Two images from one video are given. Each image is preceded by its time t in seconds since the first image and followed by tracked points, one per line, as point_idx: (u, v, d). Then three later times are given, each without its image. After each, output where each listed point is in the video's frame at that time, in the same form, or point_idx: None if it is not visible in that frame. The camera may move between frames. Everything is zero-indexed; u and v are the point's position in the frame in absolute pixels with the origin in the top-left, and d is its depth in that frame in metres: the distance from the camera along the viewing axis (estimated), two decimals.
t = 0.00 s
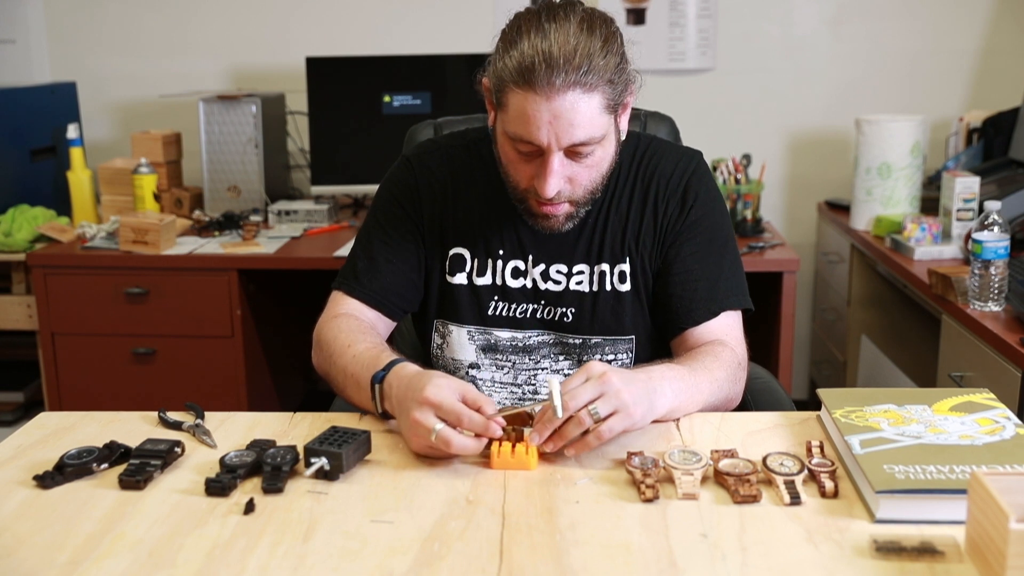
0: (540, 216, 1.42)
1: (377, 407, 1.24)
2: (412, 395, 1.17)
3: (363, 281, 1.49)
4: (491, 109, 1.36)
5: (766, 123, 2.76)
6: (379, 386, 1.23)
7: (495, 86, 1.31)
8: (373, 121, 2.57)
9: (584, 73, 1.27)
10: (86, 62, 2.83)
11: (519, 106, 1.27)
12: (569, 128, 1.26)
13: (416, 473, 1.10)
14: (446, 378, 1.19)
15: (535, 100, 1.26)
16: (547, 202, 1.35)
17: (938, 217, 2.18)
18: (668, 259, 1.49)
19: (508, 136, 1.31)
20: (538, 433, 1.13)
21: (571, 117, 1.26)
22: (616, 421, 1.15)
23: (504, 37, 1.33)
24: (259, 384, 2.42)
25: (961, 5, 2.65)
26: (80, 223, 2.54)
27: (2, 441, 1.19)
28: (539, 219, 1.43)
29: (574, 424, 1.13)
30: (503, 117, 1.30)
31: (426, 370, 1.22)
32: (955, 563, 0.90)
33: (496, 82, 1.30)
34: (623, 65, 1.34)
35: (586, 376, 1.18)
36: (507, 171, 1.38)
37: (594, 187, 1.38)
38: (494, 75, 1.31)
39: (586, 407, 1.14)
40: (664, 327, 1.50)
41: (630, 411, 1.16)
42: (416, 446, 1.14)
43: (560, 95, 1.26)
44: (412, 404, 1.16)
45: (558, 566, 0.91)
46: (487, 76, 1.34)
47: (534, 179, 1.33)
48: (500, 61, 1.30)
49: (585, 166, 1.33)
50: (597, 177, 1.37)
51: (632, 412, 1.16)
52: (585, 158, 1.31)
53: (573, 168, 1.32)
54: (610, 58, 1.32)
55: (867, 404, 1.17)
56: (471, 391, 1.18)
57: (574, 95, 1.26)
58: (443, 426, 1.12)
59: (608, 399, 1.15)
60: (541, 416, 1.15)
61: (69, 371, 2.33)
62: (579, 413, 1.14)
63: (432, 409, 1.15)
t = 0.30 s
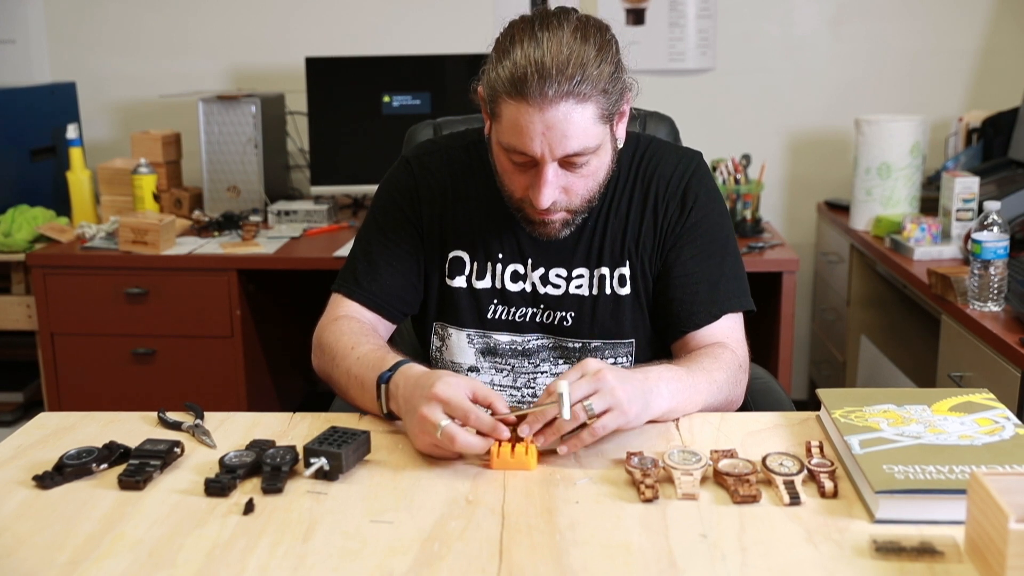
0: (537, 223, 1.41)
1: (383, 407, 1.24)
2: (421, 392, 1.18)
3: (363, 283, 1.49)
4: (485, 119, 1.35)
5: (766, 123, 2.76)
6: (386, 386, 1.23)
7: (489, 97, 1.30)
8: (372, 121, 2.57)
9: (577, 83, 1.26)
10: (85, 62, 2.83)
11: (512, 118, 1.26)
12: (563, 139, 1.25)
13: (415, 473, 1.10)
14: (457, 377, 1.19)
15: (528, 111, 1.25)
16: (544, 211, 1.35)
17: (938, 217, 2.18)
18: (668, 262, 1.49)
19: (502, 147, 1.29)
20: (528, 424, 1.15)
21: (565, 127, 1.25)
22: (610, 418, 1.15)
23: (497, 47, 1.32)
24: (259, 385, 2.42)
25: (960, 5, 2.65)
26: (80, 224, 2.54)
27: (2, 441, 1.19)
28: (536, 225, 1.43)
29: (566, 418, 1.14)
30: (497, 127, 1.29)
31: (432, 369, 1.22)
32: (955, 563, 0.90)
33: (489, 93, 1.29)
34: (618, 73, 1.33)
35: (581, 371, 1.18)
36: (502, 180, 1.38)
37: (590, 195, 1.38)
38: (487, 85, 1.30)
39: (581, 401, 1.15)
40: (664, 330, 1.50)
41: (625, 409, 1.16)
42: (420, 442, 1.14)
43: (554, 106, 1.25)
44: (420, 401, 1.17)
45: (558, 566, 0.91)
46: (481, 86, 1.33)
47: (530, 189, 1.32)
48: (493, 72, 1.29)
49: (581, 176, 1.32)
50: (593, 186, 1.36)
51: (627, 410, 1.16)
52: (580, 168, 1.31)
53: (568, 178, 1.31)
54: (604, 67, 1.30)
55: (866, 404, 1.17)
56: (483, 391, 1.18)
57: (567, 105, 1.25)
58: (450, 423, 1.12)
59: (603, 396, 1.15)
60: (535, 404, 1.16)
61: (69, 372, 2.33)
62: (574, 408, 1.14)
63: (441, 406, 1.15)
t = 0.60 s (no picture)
0: (534, 237, 1.41)
1: (385, 409, 1.24)
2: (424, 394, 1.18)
3: (363, 286, 1.50)
4: (481, 133, 1.35)
5: (765, 123, 2.76)
6: (388, 389, 1.23)
7: (484, 112, 1.30)
8: (372, 121, 2.57)
9: (573, 97, 1.26)
10: (85, 62, 2.83)
11: (508, 133, 1.25)
12: (558, 155, 1.25)
13: (415, 473, 1.10)
14: (461, 381, 1.20)
15: (523, 127, 1.24)
16: (541, 226, 1.35)
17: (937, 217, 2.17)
18: (669, 264, 1.49)
19: (497, 162, 1.30)
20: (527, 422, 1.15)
21: (560, 143, 1.25)
22: (610, 417, 1.15)
23: (492, 60, 1.31)
24: (258, 384, 2.41)
25: (960, 5, 2.65)
26: (79, 224, 2.54)
27: (1, 441, 1.19)
28: (534, 240, 1.42)
29: (565, 417, 1.15)
30: (493, 143, 1.29)
31: (437, 371, 1.23)
32: (954, 563, 0.90)
33: (484, 108, 1.29)
34: (614, 85, 1.32)
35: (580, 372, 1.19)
36: (499, 194, 1.38)
37: (587, 208, 1.38)
38: (482, 100, 1.30)
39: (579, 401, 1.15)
40: (666, 331, 1.50)
41: (624, 407, 1.16)
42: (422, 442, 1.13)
43: (549, 121, 1.24)
44: (426, 403, 1.17)
45: (557, 566, 0.91)
46: (476, 100, 1.33)
47: (526, 204, 1.32)
48: (487, 86, 1.29)
49: (577, 190, 1.32)
50: (589, 199, 1.36)
51: (626, 409, 1.16)
52: (576, 182, 1.31)
53: (564, 192, 1.31)
54: (600, 80, 1.30)
55: (865, 404, 1.17)
56: (486, 394, 1.18)
57: (563, 120, 1.25)
58: (455, 424, 1.12)
59: (602, 395, 1.16)
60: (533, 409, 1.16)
61: (68, 372, 2.33)
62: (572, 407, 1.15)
63: (446, 408, 1.15)
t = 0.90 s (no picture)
0: (531, 245, 1.42)
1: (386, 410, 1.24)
2: (421, 397, 1.18)
3: (362, 290, 1.50)
4: (479, 141, 1.34)
5: (764, 123, 2.76)
6: (388, 390, 1.24)
7: (482, 120, 1.30)
8: (370, 120, 2.57)
9: (570, 106, 1.26)
10: (84, 62, 2.83)
11: (505, 143, 1.25)
12: (556, 164, 1.25)
13: (414, 474, 1.10)
14: (460, 379, 1.19)
15: (521, 137, 1.24)
16: (538, 234, 1.35)
17: (937, 217, 2.17)
18: (668, 265, 1.49)
19: (495, 171, 1.29)
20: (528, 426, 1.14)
21: (558, 153, 1.25)
22: (611, 419, 1.15)
23: (489, 68, 1.31)
24: (258, 384, 2.41)
25: (958, 5, 2.65)
26: (78, 224, 2.54)
27: (1, 441, 1.19)
28: (530, 246, 1.42)
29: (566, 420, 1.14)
30: (490, 152, 1.29)
31: (437, 371, 1.23)
32: (953, 563, 0.90)
33: (481, 117, 1.29)
34: (611, 93, 1.32)
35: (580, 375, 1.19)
36: (496, 202, 1.38)
37: (585, 216, 1.38)
38: (479, 108, 1.29)
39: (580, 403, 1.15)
40: (666, 332, 1.51)
41: (625, 409, 1.16)
42: (423, 445, 1.14)
43: (547, 131, 1.24)
44: (424, 406, 1.16)
45: (556, 566, 0.91)
46: (473, 108, 1.33)
47: (524, 213, 1.32)
48: (484, 95, 1.28)
49: (575, 199, 1.32)
50: (587, 207, 1.36)
51: (627, 410, 1.16)
52: (574, 191, 1.31)
53: (562, 201, 1.31)
54: (598, 88, 1.30)
55: (864, 403, 1.17)
56: (485, 395, 1.18)
57: (560, 130, 1.25)
58: (454, 429, 1.12)
59: (602, 398, 1.16)
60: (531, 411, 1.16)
61: (67, 372, 2.33)
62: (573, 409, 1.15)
63: (446, 411, 1.15)
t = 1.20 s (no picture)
0: (526, 248, 1.42)
1: (382, 411, 1.24)
2: (410, 396, 1.18)
3: (359, 294, 1.50)
4: (470, 144, 1.34)
5: (764, 123, 2.76)
6: (381, 390, 1.23)
7: (471, 125, 1.30)
8: (370, 119, 2.57)
9: (559, 109, 1.25)
10: (84, 62, 2.83)
11: (495, 147, 1.25)
12: (546, 167, 1.25)
13: (413, 474, 1.10)
14: (445, 378, 1.19)
15: (510, 140, 1.24)
16: (532, 237, 1.35)
17: (937, 217, 2.17)
18: (665, 264, 1.49)
19: (486, 174, 1.29)
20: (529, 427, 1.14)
21: (548, 155, 1.25)
22: (614, 422, 1.15)
23: (477, 73, 1.31)
24: (258, 384, 2.41)
25: (959, 5, 2.65)
26: (78, 224, 2.54)
27: (1, 441, 1.19)
28: (525, 250, 1.42)
29: (569, 422, 1.13)
30: (481, 156, 1.29)
31: (425, 369, 1.22)
32: (953, 563, 0.90)
33: (471, 121, 1.29)
34: (599, 93, 1.32)
35: (584, 374, 1.18)
36: (490, 205, 1.38)
37: (579, 216, 1.38)
38: (469, 113, 1.29)
39: (584, 405, 1.14)
40: (665, 330, 1.51)
41: (628, 412, 1.16)
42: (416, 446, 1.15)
43: (535, 134, 1.24)
44: (410, 407, 1.17)
45: (556, 566, 0.91)
46: (463, 113, 1.33)
47: (517, 216, 1.32)
48: (473, 99, 1.28)
49: (568, 200, 1.32)
50: (581, 208, 1.36)
51: (630, 413, 1.16)
52: (566, 193, 1.30)
53: (555, 203, 1.31)
54: (586, 89, 1.29)
55: (864, 403, 1.17)
56: (471, 392, 1.18)
57: (549, 132, 1.24)
58: (440, 428, 1.12)
59: (607, 400, 1.15)
60: (532, 403, 1.16)
61: (67, 372, 2.33)
62: (576, 411, 1.14)
63: (432, 410, 1.15)
